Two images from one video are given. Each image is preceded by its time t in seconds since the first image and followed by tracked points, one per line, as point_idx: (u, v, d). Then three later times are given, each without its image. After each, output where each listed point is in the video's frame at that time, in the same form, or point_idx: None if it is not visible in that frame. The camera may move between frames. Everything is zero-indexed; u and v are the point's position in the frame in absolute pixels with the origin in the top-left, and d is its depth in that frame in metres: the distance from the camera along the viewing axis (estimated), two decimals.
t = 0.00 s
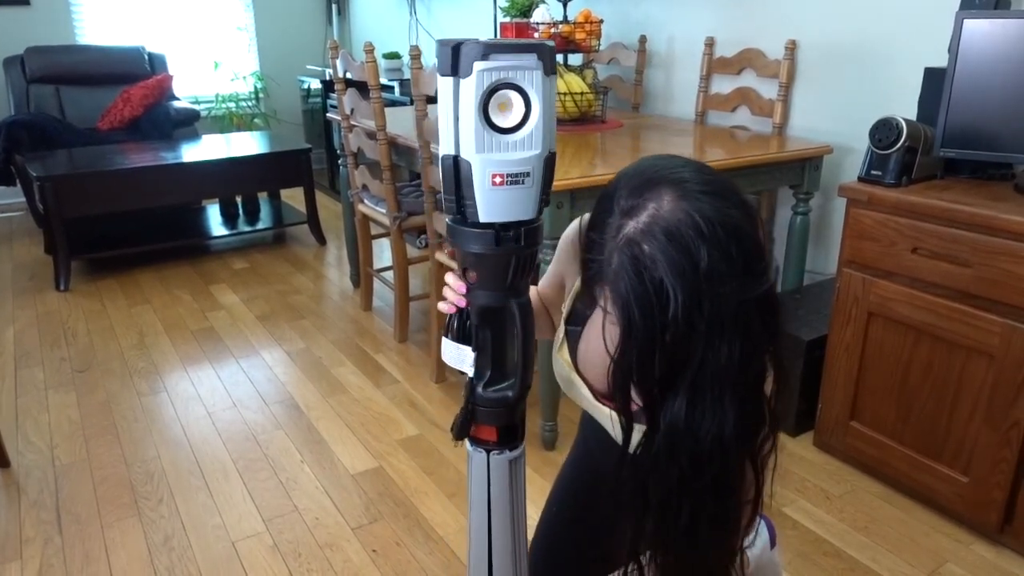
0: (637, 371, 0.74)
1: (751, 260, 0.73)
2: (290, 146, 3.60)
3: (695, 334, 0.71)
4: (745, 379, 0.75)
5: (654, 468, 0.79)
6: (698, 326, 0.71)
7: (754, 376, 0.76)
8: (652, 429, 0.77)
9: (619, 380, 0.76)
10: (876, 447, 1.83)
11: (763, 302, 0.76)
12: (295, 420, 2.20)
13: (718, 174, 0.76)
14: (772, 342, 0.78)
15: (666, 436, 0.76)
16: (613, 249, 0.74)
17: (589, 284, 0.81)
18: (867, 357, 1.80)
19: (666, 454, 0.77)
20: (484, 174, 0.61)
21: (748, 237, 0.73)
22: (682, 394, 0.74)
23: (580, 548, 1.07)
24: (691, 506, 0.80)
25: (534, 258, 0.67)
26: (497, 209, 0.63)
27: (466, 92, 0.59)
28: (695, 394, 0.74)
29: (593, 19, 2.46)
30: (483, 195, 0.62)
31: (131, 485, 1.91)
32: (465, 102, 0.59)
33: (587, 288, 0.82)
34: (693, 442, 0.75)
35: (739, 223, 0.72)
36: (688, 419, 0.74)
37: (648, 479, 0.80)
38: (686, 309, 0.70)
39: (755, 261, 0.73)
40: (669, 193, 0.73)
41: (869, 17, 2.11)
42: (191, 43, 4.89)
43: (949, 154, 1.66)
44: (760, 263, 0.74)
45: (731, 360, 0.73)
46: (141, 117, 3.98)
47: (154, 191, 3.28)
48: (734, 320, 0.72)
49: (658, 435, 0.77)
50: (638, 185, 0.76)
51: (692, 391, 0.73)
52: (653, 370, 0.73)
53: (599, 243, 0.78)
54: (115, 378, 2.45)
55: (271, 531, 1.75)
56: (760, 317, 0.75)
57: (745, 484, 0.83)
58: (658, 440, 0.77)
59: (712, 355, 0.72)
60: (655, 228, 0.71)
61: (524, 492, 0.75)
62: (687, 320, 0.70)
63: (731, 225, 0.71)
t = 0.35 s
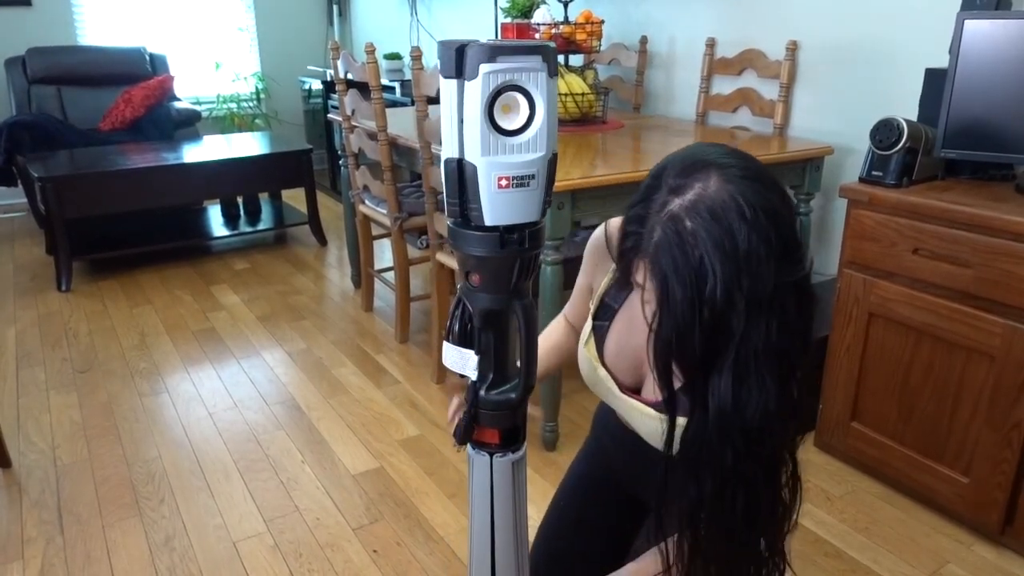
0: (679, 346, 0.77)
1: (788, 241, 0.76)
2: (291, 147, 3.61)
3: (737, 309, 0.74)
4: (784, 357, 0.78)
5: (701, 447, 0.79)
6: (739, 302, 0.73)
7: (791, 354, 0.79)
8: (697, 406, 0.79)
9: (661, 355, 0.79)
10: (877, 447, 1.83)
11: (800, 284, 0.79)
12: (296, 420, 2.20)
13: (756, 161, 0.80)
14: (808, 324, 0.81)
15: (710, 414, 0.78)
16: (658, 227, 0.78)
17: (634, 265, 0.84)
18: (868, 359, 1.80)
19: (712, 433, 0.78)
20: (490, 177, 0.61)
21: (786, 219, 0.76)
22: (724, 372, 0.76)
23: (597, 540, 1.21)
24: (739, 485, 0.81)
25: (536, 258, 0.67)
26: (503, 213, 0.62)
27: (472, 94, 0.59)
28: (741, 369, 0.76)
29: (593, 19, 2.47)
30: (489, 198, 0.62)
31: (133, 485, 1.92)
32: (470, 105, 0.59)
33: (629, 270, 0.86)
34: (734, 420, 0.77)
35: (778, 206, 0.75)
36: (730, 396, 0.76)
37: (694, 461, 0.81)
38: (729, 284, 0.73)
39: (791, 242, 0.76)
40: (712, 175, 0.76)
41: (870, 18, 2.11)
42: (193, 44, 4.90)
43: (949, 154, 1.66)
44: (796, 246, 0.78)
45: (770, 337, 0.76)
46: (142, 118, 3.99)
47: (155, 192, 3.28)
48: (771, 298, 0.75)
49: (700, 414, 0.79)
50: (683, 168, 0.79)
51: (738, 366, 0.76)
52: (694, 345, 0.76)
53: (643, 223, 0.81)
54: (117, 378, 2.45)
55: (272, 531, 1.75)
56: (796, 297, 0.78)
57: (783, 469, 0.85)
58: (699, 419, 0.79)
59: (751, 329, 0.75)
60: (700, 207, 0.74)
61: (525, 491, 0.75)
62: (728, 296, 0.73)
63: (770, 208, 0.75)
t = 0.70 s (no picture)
0: (697, 324, 0.78)
1: (804, 225, 0.77)
2: (292, 147, 3.61)
3: (756, 289, 0.75)
4: (800, 332, 0.80)
5: (718, 415, 0.82)
6: (759, 282, 0.75)
7: (805, 333, 0.81)
8: (716, 378, 0.81)
9: (681, 334, 0.80)
10: (878, 447, 1.83)
11: (816, 268, 0.80)
12: (296, 420, 2.20)
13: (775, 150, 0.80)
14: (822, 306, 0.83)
15: (728, 387, 0.80)
16: (682, 211, 0.78)
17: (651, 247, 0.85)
18: (869, 359, 1.80)
19: (729, 401, 0.81)
20: (493, 176, 0.61)
21: (803, 204, 0.77)
22: (742, 347, 0.78)
23: (608, 540, 1.21)
24: (755, 450, 0.84)
25: (539, 258, 0.67)
26: (506, 212, 0.62)
27: (474, 93, 0.58)
28: (758, 343, 0.78)
29: (594, 19, 2.47)
30: (492, 199, 0.62)
31: (134, 484, 1.92)
32: (473, 105, 0.59)
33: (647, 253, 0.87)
34: (750, 392, 0.80)
35: (797, 193, 0.77)
36: (748, 369, 0.79)
37: (711, 431, 0.83)
38: (749, 265, 0.74)
39: (806, 227, 0.78)
40: (733, 162, 0.76)
41: (871, 18, 2.11)
42: (193, 44, 4.90)
43: (950, 154, 1.66)
44: (812, 231, 0.79)
45: (787, 314, 0.77)
46: (142, 118, 3.99)
47: (156, 191, 3.28)
48: (789, 277, 0.76)
49: (718, 388, 0.81)
50: (705, 156, 0.79)
51: (755, 340, 0.78)
52: (713, 324, 0.78)
53: (667, 208, 0.81)
54: (117, 378, 2.45)
55: (272, 531, 1.75)
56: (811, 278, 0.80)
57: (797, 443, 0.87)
58: (718, 392, 0.81)
59: (769, 309, 0.76)
60: (724, 192, 0.74)
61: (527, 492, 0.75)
62: (748, 276, 0.74)
63: (789, 191, 0.76)
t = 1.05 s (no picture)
0: (697, 316, 0.78)
1: (801, 217, 0.77)
2: (292, 147, 3.61)
3: (754, 280, 0.75)
4: (799, 323, 0.80)
5: (718, 405, 0.82)
6: (758, 274, 0.75)
7: (804, 324, 0.81)
8: (714, 369, 0.81)
9: (682, 327, 0.81)
10: (879, 446, 1.83)
11: (813, 260, 0.80)
12: (296, 420, 2.21)
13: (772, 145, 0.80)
14: (820, 298, 0.83)
15: (728, 379, 0.80)
16: (681, 207, 0.78)
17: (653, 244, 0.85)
18: (870, 358, 1.80)
19: (729, 391, 0.81)
20: (502, 176, 0.60)
21: (800, 196, 0.78)
22: (741, 339, 0.78)
23: (609, 539, 1.21)
24: (756, 442, 0.84)
25: (546, 258, 0.67)
26: (515, 213, 0.62)
27: (484, 93, 0.58)
28: (758, 333, 0.78)
29: (594, 19, 2.47)
30: (501, 199, 0.62)
31: (134, 485, 1.92)
32: (483, 105, 0.59)
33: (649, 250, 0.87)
34: (751, 382, 0.80)
35: (793, 186, 0.77)
36: (747, 360, 0.78)
37: (712, 422, 0.83)
38: (748, 256, 0.74)
39: (804, 217, 0.78)
40: (730, 158, 0.77)
41: (871, 17, 2.11)
42: (193, 44, 4.90)
43: (950, 153, 1.66)
44: (809, 223, 0.79)
45: (786, 305, 0.77)
46: (143, 119, 3.99)
47: (156, 192, 3.28)
48: (787, 268, 0.76)
49: (718, 380, 0.81)
50: (702, 153, 0.80)
51: (755, 331, 0.78)
52: (713, 317, 0.78)
53: (665, 205, 0.81)
54: (118, 379, 2.45)
55: (272, 531, 1.75)
56: (809, 268, 0.80)
57: (798, 433, 0.87)
58: (718, 383, 0.81)
59: (768, 301, 0.76)
60: (721, 186, 0.75)
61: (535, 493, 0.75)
62: (746, 267, 0.74)
63: (785, 184, 0.76)
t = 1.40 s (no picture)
0: (695, 302, 0.79)
1: (797, 202, 0.77)
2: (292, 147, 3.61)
3: (750, 265, 0.75)
4: (797, 308, 0.80)
5: (717, 390, 0.83)
6: (753, 258, 0.75)
7: (803, 310, 0.81)
8: (713, 355, 0.82)
9: (680, 314, 0.81)
10: (880, 446, 1.83)
11: (811, 245, 0.80)
12: (297, 420, 2.21)
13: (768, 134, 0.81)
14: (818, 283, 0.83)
15: (727, 365, 0.81)
16: (677, 195, 0.79)
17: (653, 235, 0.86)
18: (869, 358, 1.80)
19: (728, 377, 0.81)
20: (507, 178, 0.60)
21: (795, 182, 0.78)
22: (738, 325, 0.79)
23: (611, 540, 1.21)
24: (754, 426, 0.84)
25: (550, 260, 0.67)
26: (519, 215, 0.62)
27: (488, 94, 0.58)
28: (755, 318, 0.78)
29: (593, 19, 2.47)
30: (506, 201, 0.62)
31: (135, 486, 1.92)
32: (487, 107, 0.59)
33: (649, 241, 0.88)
34: (750, 366, 0.80)
35: (787, 171, 0.77)
36: (745, 345, 0.79)
37: (712, 408, 0.84)
38: (743, 241, 0.74)
39: (799, 203, 0.78)
40: (725, 145, 0.77)
41: (871, 16, 2.11)
42: (193, 45, 4.90)
43: (950, 153, 1.66)
44: (805, 209, 0.79)
45: (783, 290, 0.77)
46: (142, 120, 3.99)
47: (156, 193, 3.28)
48: (783, 253, 0.76)
49: (716, 364, 0.82)
50: (698, 141, 0.80)
51: (752, 316, 0.78)
52: (710, 302, 0.78)
53: (663, 193, 0.82)
54: (119, 380, 2.45)
55: (273, 532, 1.75)
56: (806, 253, 0.79)
57: (799, 418, 0.87)
58: (717, 369, 0.82)
59: (764, 286, 0.76)
60: (716, 173, 0.75)
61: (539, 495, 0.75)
62: (742, 252, 0.75)
63: (779, 169, 0.76)
